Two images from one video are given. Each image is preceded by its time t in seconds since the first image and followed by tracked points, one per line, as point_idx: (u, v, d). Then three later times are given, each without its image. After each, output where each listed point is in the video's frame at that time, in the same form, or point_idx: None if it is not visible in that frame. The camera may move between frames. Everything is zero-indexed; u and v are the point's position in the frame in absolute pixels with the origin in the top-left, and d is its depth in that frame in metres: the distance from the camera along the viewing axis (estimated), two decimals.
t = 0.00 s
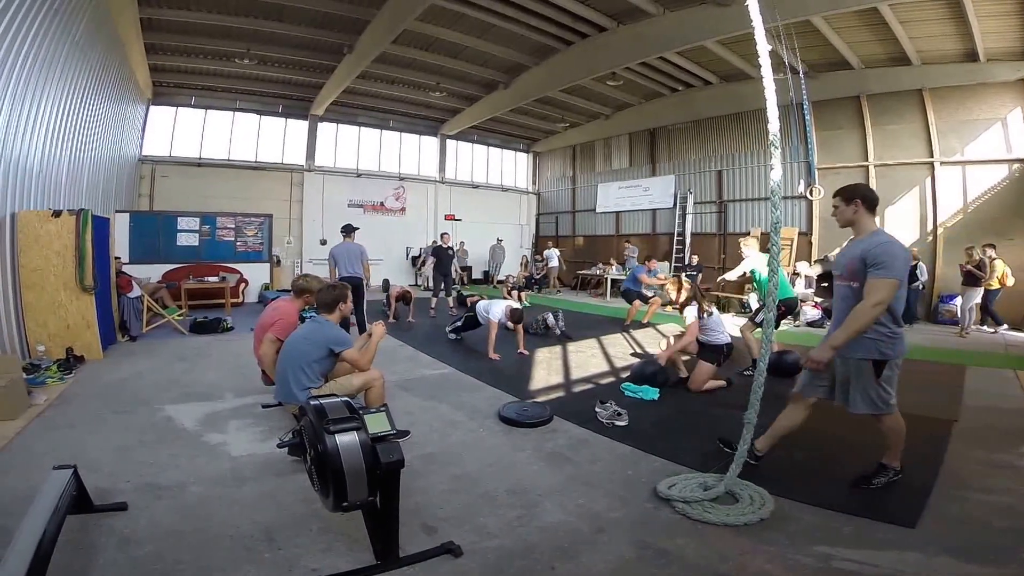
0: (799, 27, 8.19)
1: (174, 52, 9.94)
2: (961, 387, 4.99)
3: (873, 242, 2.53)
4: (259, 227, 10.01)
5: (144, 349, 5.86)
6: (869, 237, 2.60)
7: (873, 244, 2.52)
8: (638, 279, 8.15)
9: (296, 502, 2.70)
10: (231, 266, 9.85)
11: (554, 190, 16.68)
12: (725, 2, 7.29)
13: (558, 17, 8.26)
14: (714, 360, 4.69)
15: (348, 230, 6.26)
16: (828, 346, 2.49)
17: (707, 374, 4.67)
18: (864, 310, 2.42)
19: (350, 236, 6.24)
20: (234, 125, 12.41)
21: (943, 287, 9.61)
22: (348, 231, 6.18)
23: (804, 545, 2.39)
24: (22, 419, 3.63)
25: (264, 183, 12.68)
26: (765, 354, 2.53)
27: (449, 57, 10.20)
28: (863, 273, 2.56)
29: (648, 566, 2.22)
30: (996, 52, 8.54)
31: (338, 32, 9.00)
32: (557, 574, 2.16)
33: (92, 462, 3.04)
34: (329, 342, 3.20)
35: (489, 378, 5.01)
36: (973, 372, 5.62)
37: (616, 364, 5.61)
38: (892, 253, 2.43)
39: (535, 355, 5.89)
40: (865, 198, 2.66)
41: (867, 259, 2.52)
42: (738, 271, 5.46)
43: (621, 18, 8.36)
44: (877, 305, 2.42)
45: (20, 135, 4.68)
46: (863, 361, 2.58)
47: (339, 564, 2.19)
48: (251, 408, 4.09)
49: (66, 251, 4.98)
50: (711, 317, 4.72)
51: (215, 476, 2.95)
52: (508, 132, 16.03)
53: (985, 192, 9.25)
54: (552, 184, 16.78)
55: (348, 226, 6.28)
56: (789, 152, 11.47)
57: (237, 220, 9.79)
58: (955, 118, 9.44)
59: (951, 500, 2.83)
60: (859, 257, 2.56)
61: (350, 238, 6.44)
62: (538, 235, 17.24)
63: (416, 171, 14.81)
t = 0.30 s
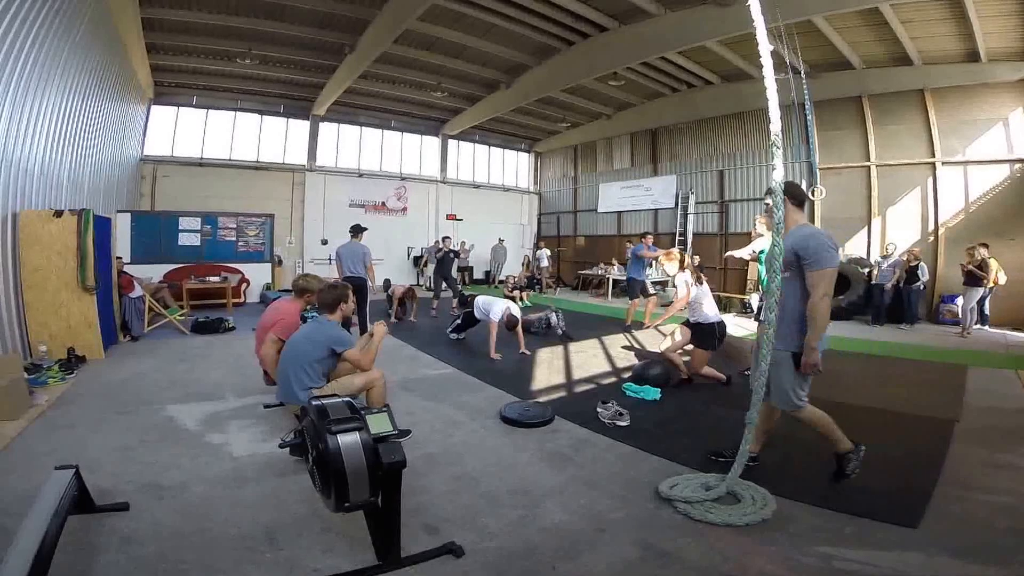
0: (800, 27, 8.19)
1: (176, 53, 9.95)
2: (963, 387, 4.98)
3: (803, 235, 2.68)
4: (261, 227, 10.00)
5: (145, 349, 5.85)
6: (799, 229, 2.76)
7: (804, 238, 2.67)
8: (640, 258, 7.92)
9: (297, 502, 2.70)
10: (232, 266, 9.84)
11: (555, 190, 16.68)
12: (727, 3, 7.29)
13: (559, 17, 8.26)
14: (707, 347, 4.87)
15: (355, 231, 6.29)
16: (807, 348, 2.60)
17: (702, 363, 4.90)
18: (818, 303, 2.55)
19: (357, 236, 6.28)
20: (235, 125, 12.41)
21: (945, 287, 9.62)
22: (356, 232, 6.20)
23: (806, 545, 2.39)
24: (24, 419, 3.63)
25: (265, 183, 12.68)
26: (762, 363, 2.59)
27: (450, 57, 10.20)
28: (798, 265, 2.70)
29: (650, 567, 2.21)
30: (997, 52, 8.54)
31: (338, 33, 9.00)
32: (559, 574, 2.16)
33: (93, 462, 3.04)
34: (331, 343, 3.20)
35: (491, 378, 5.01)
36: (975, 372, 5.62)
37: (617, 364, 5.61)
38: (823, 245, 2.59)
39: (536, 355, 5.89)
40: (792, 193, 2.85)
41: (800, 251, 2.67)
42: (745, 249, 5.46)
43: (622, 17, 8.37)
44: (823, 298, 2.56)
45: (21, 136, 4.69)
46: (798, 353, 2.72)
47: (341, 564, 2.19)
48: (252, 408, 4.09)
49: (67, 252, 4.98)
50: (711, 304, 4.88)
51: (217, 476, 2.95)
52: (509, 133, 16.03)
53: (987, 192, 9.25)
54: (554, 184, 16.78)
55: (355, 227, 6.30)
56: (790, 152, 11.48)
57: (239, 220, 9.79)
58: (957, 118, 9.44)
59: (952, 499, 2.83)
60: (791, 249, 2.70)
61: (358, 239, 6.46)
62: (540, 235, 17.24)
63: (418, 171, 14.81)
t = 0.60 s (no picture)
0: (802, 27, 8.18)
1: (178, 53, 9.95)
2: (964, 387, 4.98)
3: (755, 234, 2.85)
4: (262, 227, 9.99)
5: (147, 349, 5.85)
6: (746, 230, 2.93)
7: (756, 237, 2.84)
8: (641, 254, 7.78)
9: (299, 502, 2.70)
10: (234, 266, 9.84)
11: (557, 191, 16.69)
12: (728, 3, 7.30)
13: (561, 17, 8.26)
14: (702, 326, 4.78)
15: (364, 231, 6.27)
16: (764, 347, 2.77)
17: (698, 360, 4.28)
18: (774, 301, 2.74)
19: (364, 237, 6.27)
20: (237, 125, 12.41)
21: (946, 288, 9.62)
22: (366, 232, 6.17)
23: (808, 546, 2.39)
24: (25, 420, 3.62)
25: (266, 183, 12.68)
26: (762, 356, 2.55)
27: (451, 57, 10.20)
28: (749, 263, 2.85)
29: (652, 567, 2.21)
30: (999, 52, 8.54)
31: (340, 33, 9.01)
32: (561, 574, 2.16)
33: (95, 462, 3.04)
34: (332, 343, 3.20)
35: (493, 378, 5.01)
36: (976, 372, 5.61)
37: (619, 364, 5.61)
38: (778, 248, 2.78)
39: (537, 356, 5.89)
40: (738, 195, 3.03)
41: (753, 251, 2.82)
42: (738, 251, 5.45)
43: (623, 17, 8.37)
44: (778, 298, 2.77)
45: (22, 136, 4.68)
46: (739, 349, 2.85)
47: (342, 564, 2.19)
48: (254, 408, 4.09)
49: (69, 251, 4.97)
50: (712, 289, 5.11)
51: (218, 477, 2.95)
52: (511, 133, 16.03)
53: (989, 192, 9.23)
54: (555, 184, 16.79)
55: (363, 227, 6.28)
56: (792, 152, 11.48)
57: (240, 220, 9.78)
58: (959, 118, 9.43)
59: (954, 499, 2.83)
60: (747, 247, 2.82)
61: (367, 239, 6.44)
62: (541, 235, 17.25)
63: (419, 171, 14.80)
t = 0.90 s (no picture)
0: (804, 27, 8.18)
1: (180, 52, 9.95)
2: (966, 387, 4.98)
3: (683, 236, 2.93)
4: (263, 226, 10.00)
5: (148, 349, 5.84)
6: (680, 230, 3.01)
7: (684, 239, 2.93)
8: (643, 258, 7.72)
9: (301, 502, 2.70)
10: (235, 266, 9.84)
11: (558, 190, 16.69)
12: (729, 3, 7.31)
13: (562, 17, 8.26)
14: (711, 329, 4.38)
15: (370, 230, 6.27)
16: (683, 349, 2.83)
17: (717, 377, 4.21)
18: (689, 304, 2.81)
19: (368, 237, 6.27)
20: (238, 125, 12.40)
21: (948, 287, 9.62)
22: (372, 232, 6.17)
23: (809, 545, 2.39)
24: (27, 420, 3.62)
25: (268, 183, 12.68)
26: (745, 350, 2.53)
27: (452, 57, 10.19)
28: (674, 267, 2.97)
29: (653, 567, 2.21)
30: (1001, 52, 8.54)
31: (341, 32, 9.01)
32: (563, 574, 2.16)
33: (97, 462, 3.04)
34: (334, 343, 3.20)
35: (494, 378, 5.00)
36: (978, 372, 5.61)
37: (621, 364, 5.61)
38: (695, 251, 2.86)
39: (539, 356, 5.89)
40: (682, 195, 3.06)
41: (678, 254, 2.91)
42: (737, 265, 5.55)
43: (625, 17, 8.37)
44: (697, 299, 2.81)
45: (23, 135, 4.67)
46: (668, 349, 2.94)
47: (344, 564, 2.18)
48: (255, 408, 4.08)
49: (71, 251, 4.97)
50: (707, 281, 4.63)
51: (219, 477, 2.94)
52: (512, 132, 16.03)
53: (991, 192, 9.22)
54: (556, 184, 16.79)
55: (369, 227, 6.28)
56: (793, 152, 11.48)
57: (242, 220, 9.78)
58: (960, 118, 9.42)
59: (955, 499, 2.83)
60: (673, 250, 2.94)
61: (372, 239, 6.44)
62: (542, 235, 17.24)
63: (421, 171, 14.80)
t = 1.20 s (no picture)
0: (805, 27, 8.17)
1: (181, 53, 9.96)
2: (968, 387, 4.98)
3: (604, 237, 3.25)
4: (265, 227, 9.99)
5: (150, 349, 5.84)
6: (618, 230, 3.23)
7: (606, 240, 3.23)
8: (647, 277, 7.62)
9: (303, 502, 2.70)
10: (237, 266, 9.85)
11: (559, 190, 16.70)
12: (730, 3, 7.32)
13: (564, 17, 8.26)
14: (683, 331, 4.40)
15: (372, 231, 6.26)
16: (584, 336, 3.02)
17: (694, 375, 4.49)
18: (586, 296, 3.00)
19: (370, 237, 6.27)
20: (240, 125, 12.41)
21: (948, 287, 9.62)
22: (372, 233, 6.17)
23: (812, 545, 2.38)
24: (29, 419, 3.62)
25: (269, 183, 12.68)
26: (746, 351, 2.53)
27: (454, 57, 10.20)
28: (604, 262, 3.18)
29: (655, 567, 2.21)
30: (1003, 52, 8.54)
31: (343, 32, 9.02)
32: (564, 574, 2.16)
33: (98, 462, 3.04)
34: (335, 342, 3.20)
35: (496, 378, 5.00)
36: (979, 372, 5.61)
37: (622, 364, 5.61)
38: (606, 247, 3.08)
39: (540, 356, 5.89)
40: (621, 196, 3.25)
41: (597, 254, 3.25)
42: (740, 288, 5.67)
43: (627, 17, 8.37)
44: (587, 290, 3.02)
45: (26, 136, 4.68)
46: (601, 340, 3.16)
47: (345, 564, 2.18)
48: (257, 408, 4.08)
49: (72, 251, 4.97)
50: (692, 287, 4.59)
51: (221, 476, 2.95)
52: (513, 132, 16.03)
53: (992, 192, 9.22)
54: (557, 184, 16.79)
55: (369, 227, 6.27)
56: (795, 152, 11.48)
57: (243, 220, 9.79)
58: (962, 118, 9.42)
59: (957, 499, 2.83)
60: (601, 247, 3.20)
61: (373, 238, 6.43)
62: (543, 235, 17.25)
63: (422, 171, 14.81)
